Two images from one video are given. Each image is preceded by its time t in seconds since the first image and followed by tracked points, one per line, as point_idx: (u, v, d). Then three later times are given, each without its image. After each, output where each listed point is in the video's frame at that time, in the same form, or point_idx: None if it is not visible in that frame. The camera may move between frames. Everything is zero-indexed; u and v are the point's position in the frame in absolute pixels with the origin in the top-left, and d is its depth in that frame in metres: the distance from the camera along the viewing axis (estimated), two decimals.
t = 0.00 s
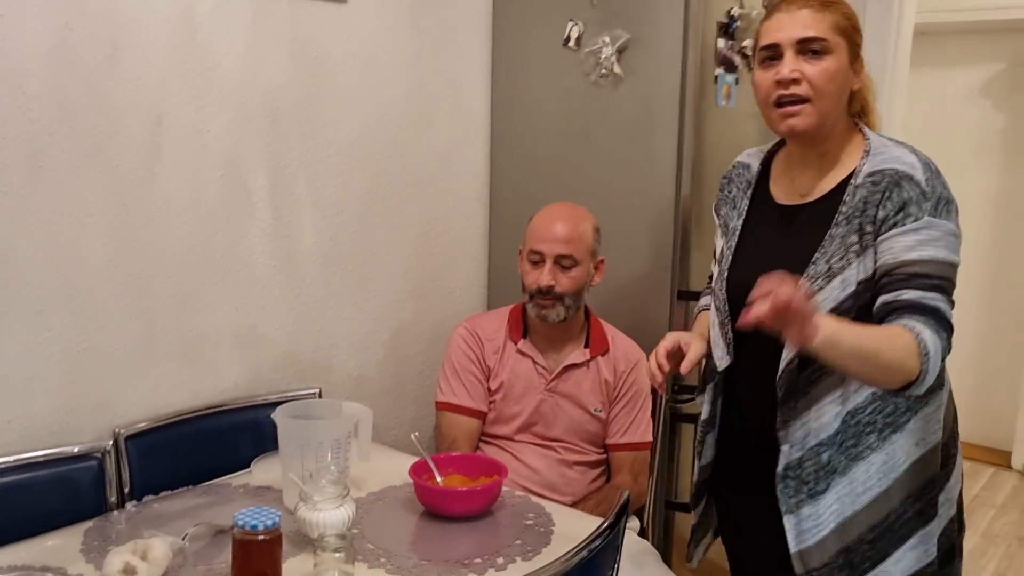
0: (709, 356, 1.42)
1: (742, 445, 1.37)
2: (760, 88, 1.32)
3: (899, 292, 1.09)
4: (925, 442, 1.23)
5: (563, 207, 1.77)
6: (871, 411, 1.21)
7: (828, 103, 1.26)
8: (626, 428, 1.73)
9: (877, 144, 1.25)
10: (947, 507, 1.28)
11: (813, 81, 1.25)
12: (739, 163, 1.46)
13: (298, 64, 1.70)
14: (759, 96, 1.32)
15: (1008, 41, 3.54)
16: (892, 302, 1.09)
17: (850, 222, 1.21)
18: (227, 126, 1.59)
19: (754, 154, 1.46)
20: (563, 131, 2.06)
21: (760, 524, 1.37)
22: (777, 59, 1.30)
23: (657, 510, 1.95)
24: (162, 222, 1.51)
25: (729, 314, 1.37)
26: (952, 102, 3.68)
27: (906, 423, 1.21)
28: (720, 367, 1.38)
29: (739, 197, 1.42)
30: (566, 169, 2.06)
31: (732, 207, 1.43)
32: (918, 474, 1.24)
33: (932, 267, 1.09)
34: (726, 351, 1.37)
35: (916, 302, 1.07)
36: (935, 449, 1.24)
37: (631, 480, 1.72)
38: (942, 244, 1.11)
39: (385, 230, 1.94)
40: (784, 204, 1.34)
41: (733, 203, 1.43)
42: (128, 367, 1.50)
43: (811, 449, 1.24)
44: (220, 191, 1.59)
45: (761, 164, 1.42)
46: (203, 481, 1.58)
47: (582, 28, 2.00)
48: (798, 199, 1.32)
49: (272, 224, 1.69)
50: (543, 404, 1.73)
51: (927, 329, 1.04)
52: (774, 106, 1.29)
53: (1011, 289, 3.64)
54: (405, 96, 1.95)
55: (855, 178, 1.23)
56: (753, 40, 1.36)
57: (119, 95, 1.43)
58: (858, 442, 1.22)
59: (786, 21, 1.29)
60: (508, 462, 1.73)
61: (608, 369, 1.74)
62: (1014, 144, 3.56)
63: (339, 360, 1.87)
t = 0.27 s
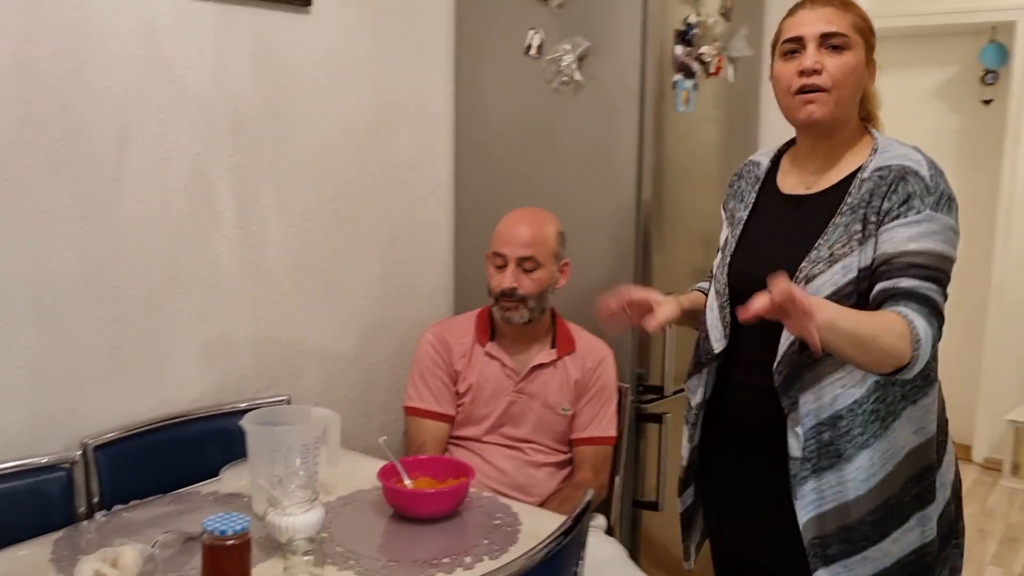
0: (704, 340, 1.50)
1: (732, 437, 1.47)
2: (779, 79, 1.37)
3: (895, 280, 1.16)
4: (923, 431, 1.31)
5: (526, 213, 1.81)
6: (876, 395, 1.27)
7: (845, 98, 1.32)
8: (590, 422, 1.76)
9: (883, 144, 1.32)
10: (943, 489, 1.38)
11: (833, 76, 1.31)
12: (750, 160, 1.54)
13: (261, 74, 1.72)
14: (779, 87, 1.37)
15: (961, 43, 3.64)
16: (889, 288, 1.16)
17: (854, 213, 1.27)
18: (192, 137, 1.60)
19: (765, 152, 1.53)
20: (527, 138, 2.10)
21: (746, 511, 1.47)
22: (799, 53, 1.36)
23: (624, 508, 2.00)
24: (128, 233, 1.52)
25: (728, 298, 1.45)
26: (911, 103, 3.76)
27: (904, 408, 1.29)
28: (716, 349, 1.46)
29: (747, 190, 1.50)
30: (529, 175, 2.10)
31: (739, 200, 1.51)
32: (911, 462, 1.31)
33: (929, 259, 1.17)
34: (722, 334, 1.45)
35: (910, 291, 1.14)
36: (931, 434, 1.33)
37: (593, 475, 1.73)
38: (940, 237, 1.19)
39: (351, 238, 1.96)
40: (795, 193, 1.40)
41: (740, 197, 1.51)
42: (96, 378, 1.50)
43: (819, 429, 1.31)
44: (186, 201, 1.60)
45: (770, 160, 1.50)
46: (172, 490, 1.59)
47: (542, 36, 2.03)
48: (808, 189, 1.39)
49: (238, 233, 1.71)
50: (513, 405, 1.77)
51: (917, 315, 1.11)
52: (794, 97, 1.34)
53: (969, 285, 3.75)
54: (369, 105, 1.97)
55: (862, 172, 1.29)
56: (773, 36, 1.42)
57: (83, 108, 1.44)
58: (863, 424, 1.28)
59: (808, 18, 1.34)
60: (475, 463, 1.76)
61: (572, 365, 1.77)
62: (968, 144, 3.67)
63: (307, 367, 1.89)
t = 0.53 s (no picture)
0: (720, 369, 1.51)
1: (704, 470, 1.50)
2: (795, 118, 1.40)
3: (889, 320, 1.25)
4: (939, 464, 1.32)
5: (487, 251, 1.84)
6: (885, 427, 1.31)
7: (857, 139, 1.35)
8: (556, 466, 1.79)
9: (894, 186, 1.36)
10: (955, 521, 1.38)
11: (847, 117, 1.34)
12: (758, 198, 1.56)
13: (226, 116, 1.74)
14: (795, 125, 1.40)
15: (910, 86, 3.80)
16: (886, 327, 1.25)
17: (864, 252, 1.31)
18: (157, 177, 1.62)
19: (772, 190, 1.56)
20: (490, 177, 2.14)
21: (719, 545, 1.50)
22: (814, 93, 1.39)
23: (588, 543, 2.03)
24: (92, 273, 1.52)
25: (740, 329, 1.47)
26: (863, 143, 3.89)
27: (915, 440, 1.31)
28: (732, 379, 1.48)
29: (757, 226, 1.52)
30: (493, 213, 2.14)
31: (749, 234, 1.53)
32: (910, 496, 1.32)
33: (928, 298, 1.23)
34: (738, 365, 1.47)
35: (903, 330, 1.23)
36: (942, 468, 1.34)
37: (561, 517, 1.77)
38: (939, 278, 1.24)
39: (316, 276, 1.98)
40: (804, 231, 1.42)
41: (750, 231, 1.53)
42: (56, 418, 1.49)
43: (831, 462, 1.34)
44: (151, 240, 1.61)
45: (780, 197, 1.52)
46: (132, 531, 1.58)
47: (504, 79, 2.08)
48: (817, 227, 1.41)
49: (203, 273, 1.71)
50: (474, 442, 1.78)
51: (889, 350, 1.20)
52: (809, 135, 1.36)
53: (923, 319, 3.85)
54: (334, 145, 2.00)
55: (871, 213, 1.33)
56: (788, 76, 1.45)
57: (48, 148, 1.45)
58: (874, 456, 1.32)
59: (824, 60, 1.38)
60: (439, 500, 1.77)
61: (537, 408, 1.80)
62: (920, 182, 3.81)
63: (271, 406, 1.89)
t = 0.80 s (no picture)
0: (734, 397, 1.51)
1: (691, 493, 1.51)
2: (811, 147, 1.44)
3: (931, 327, 1.24)
4: (943, 485, 1.35)
5: (470, 275, 1.86)
6: (901, 448, 1.34)
7: (872, 168, 1.39)
8: (540, 490, 1.80)
9: (906, 215, 1.40)
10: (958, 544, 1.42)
11: (863, 146, 1.39)
12: (766, 227, 1.59)
13: (211, 141, 1.75)
14: (810, 154, 1.44)
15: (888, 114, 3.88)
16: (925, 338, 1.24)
17: (884, 275, 1.35)
18: (142, 202, 1.62)
19: (779, 219, 1.59)
20: (475, 202, 2.16)
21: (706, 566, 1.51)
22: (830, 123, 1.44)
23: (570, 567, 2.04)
24: (75, 298, 1.52)
25: (753, 355, 1.47)
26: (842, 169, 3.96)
27: (926, 463, 1.35)
28: (748, 406, 1.48)
29: (765, 254, 1.54)
30: (478, 238, 2.16)
31: (758, 263, 1.55)
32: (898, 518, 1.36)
33: (963, 311, 1.24)
34: (752, 390, 1.47)
35: (948, 334, 1.22)
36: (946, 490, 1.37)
37: (544, 540, 1.77)
38: (970, 295, 1.26)
39: (300, 301, 1.99)
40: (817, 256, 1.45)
41: (758, 261, 1.55)
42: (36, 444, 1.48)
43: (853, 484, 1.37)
44: (134, 265, 1.62)
45: (786, 226, 1.55)
46: (113, 559, 1.57)
47: (488, 105, 2.11)
48: (830, 253, 1.44)
49: (187, 297, 1.72)
50: (458, 466, 1.78)
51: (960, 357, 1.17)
52: (826, 163, 1.41)
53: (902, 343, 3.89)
54: (319, 170, 2.02)
55: (888, 239, 1.37)
56: (802, 108, 1.49)
57: (31, 174, 1.45)
58: (890, 477, 1.35)
59: (839, 91, 1.43)
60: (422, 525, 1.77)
61: (521, 432, 1.81)
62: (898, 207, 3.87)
63: (254, 431, 1.89)
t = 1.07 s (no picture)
0: (731, 402, 1.50)
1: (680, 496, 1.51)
2: (808, 151, 1.45)
3: (929, 313, 1.24)
4: (944, 487, 1.38)
5: (458, 280, 1.85)
6: (905, 450, 1.35)
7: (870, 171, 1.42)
8: (529, 496, 1.80)
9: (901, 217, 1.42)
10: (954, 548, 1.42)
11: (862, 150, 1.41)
12: (761, 231, 1.59)
13: (198, 146, 1.74)
14: (808, 158, 1.46)
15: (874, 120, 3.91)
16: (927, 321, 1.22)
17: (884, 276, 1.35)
18: (128, 207, 1.61)
19: (773, 223, 1.59)
20: (464, 207, 2.16)
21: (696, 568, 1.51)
22: (827, 128, 1.45)
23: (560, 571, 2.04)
24: (60, 304, 1.51)
25: (753, 359, 1.47)
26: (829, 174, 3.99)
27: (926, 465, 1.36)
28: (746, 411, 1.47)
29: (761, 258, 1.54)
30: (467, 243, 2.16)
31: (754, 267, 1.55)
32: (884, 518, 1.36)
33: (961, 299, 1.24)
34: (750, 395, 1.47)
35: (948, 317, 1.22)
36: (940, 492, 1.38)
37: (534, 546, 1.77)
38: (968, 287, 1.27)
39: (288, 305, 1.98)
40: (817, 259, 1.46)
41: (755, 265, 1.55)
42: (21, 451, 1.47)
43: (858, 486, 1.35)
44: (121, 271, 1.61)
45: (782, 229, 1.55)
46: (99, 565, 1.56)
47: (477, 111, 2.12)
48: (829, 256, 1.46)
49: (174, 303, 1.71)
50: (448, 472, 1.77)
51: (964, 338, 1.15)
52: (825, 168, 1.42)
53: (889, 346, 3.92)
54: (307, 175, 2.01)
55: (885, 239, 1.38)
56: (798, 112, 1.51)
57: (16, 179, 1.44)
58: (895, 480, 1.34)
59: (835, 95, 1.44)
60: (411, 531, 1.76)
61: (511, 437, 1.81)
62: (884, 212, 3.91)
63: (242, 437, 1.88)
